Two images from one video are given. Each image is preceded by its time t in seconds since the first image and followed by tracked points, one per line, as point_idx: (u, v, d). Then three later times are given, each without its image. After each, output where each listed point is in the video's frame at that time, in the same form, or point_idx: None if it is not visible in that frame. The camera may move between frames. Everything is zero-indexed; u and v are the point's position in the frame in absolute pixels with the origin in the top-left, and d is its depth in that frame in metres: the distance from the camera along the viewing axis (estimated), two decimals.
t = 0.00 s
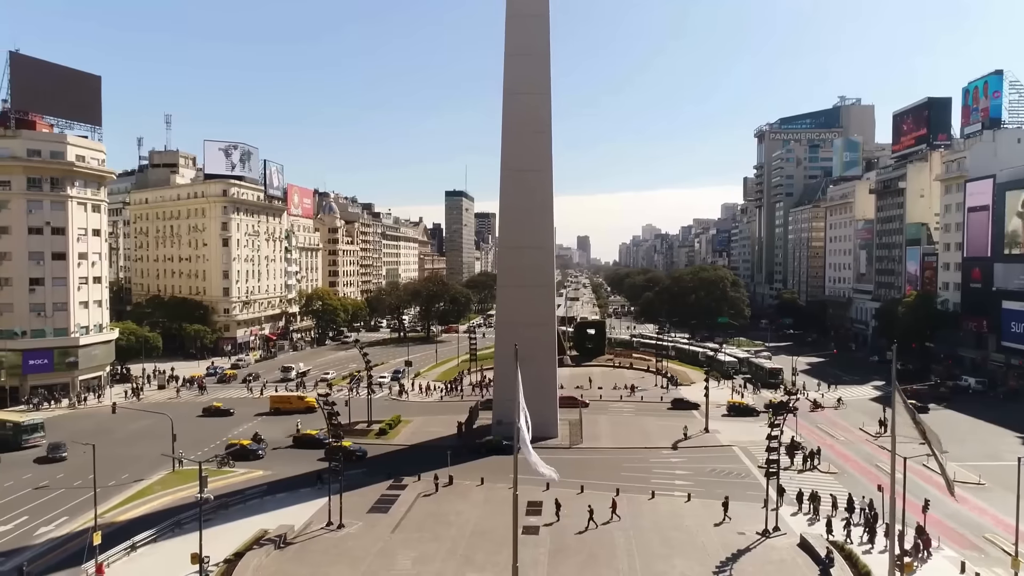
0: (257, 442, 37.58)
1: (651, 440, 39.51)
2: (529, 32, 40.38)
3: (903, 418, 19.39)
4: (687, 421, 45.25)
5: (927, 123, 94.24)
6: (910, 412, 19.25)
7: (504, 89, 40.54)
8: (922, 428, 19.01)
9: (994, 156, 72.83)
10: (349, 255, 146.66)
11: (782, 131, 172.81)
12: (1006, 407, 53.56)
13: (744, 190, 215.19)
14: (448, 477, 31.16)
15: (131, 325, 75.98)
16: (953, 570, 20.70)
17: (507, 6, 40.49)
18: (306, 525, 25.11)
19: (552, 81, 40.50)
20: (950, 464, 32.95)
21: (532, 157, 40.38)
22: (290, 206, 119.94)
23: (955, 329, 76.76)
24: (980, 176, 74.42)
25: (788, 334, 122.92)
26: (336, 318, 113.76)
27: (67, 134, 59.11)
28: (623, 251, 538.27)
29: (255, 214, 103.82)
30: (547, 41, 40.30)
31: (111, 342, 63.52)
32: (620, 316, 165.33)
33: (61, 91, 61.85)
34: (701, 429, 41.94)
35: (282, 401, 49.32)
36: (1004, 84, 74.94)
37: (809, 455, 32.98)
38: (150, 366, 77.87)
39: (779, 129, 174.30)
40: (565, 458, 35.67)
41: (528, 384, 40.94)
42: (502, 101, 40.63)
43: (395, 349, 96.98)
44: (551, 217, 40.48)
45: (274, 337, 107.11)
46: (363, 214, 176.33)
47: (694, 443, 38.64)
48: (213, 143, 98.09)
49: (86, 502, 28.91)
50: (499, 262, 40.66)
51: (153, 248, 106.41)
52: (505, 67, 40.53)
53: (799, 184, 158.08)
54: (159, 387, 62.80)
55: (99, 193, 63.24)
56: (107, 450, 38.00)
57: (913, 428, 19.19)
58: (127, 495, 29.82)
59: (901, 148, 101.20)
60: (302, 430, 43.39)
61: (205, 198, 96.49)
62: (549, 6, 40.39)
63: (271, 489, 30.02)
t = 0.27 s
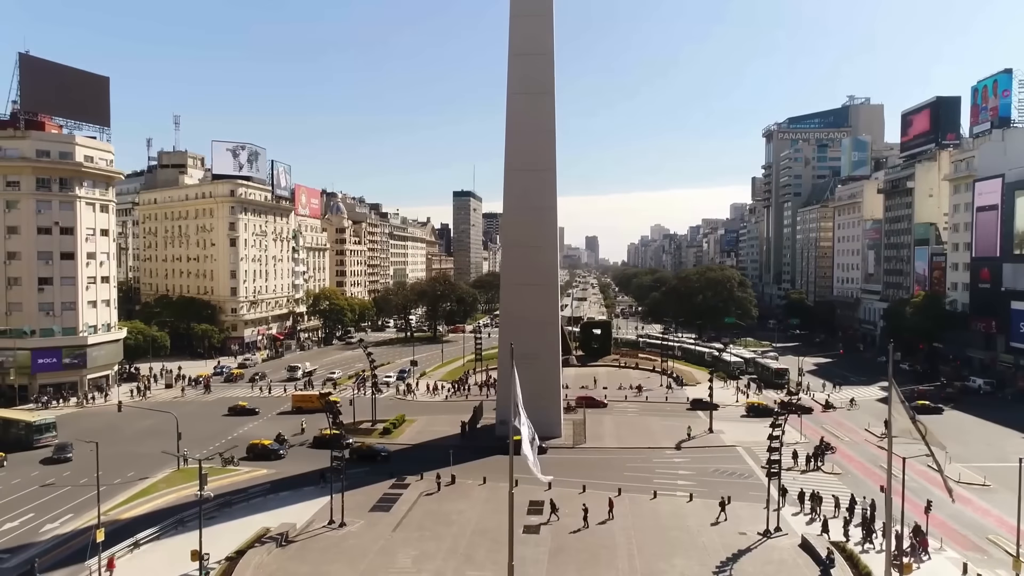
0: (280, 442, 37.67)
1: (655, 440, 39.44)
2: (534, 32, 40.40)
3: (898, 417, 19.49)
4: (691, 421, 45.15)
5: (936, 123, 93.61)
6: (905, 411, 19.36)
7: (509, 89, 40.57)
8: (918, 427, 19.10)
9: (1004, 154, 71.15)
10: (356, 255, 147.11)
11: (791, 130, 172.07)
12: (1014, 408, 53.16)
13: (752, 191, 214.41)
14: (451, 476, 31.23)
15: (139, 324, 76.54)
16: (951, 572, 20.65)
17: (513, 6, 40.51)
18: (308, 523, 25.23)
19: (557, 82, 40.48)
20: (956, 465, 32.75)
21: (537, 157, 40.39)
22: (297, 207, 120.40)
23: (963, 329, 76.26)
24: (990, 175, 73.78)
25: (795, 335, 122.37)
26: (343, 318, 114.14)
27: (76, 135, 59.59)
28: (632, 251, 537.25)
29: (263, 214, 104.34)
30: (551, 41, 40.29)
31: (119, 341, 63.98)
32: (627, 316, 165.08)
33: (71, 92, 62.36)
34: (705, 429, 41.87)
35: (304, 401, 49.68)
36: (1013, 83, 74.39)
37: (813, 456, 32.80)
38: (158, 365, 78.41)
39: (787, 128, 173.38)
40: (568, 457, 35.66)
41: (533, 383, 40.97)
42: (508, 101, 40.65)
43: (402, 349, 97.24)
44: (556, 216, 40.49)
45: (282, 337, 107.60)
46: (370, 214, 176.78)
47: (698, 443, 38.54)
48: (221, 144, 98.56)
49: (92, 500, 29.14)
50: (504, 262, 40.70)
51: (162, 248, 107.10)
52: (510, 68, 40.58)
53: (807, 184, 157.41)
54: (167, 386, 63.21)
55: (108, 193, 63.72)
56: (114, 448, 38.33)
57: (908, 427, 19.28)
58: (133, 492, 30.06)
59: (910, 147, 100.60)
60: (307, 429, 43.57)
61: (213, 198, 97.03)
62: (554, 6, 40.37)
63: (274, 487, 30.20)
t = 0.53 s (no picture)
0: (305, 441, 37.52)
1: (659, 441, 39.38)
2: (537, 32, 40.43)
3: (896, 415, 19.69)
4: (696, 421, 45.03)
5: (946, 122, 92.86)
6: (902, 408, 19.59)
7: (513, 89, 40.62)
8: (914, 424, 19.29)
9: (1014, 153, 70.48)
10: (364, 255, 147.62)
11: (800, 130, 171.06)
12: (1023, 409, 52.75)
13: (761, 190, 213.37)
14: (453, 475, 31.32)
15: (149, 324, 77.12)
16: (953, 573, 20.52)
17: (517, 6, 40.56)
18: (310, 521, 25.38)
19: (560, 81, 40.49)
20: (962, 466, 32.55)
21: (540, 157, 40.43)
22: (306, 207, 120.91)
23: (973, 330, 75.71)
24: (1000, 174, 73.14)
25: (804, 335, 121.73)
26: (350, 317, 114.55)
27: (85, 136, 60.12)
28: (641, 251, 536.16)
29: (271, 214, 104.89)
30: (555, 42, 40.32)
31: (128, 341, 64.48)
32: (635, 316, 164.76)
33: (81, 93, 62.95)
34: (710, 430, 41.75)
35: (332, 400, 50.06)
36: None
37: (817, 457, 32.62)
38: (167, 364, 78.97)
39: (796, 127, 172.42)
40: (572, 457, 35.71)
41: (537, 383, 40.99)
42: (510, 102, 40.70)
43: (409, 349, 97.44)
44: (559, 216, 40.48)
45: (290, 336, 108.11)
46: (379, 214, 177.32)
47: (702, 443, 38.47)
48: (230, 145, 99.16)
49: (98, 497, 29.43)
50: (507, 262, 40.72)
51: (171, 248, 107.81)
52: (513, 68, 40.63)
53: (817, 183, 156.58)
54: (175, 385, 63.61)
55: (117, 193, 64.21)
56: (120, 446, 38.62)
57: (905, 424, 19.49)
58: (138, 490, 30.27)
59: (920, 146, 99.91)
60: (312, 428, 43.80)
61: (222, 199, 97.64)
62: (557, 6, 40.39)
63: (278, 486, 30.39)
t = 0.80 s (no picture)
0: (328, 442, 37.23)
1: (661, 441, 39.35)
2: (539, 32, 40.46)
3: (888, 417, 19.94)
4: (699, 421, 44.94)
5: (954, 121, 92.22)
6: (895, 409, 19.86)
7: (515, 89, 40.65)
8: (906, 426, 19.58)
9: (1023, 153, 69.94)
10: (371, 255, 147.97)
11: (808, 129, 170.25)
12: None
13: (768, 190, 212.52)
14: (454, 475, 31.40)
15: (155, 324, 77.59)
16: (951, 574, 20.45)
17: (519, 6, 40.60)
18: (310, 520, 25.50)
19: (562, 82, 40.51)
20: (965, 467, 32.40)
21: (542, 157, 40.45)
22: (312, 207, 121.29)
23: (981, 331, 75.23)
24: (1008, 174, 72.61)
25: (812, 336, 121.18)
26: (357, 317, 114.85)
27: (92, 137, 60.57)
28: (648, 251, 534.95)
29: (278, 214, 105.33)
30: (557, 42, 40.34)
31: (134, 340, 64.90)
32: (642, 316, 164.46)
33: (88, 95, 63.42)
34: (713, 430, 41.66)
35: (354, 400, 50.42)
36: None
37: (819, 457, 32.49)
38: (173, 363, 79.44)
39: (804, 127, 171.64)
40: (574, 457, 35.73)
41: (538, 382, 41.03)
42: (512, 102, 40.75)
43: (415, 349, 97.59)
44: (561, 216, 40.49)
45: (296, 336, 108.51)
46: (385, 214, 177.70)
47: (705, 444, 38.40)
48: (236, 145, 99.61)
49: (101, 495, 29.62)
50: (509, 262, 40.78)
51: (179, 248, 108.41)
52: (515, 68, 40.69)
53: (824, 183, 155.91)
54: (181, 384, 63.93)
55: (124, 194, 64.55)
56: (124, 444, 38.88)
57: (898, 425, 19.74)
58: (140, 488, 30.46)
59: (927, 146, 99.36)
60: (315, 428, 43.96)
61: (229, 199, 98.12)
62: (559, 6, 40.39)
63: (279, 485, 30.54)
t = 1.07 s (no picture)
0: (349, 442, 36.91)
1: (662, 441, 39.29)
2: (541, 33, 40.47)
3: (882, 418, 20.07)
4: (702, 422, 44.83)
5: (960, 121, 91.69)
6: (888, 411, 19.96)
7: (517, 90, 40.68)
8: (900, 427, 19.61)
9: None
10: (376, 255, 148.23)
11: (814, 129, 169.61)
12: None
13: (775, 190, 211.81)
14: (455, 475, 31.46)
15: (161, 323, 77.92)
16: None
17: (521, 7, 40.62)
18: (310, 519, 25.59)
19: (564, 82, 40.49)
20: (968, 469, 32.25)
21: (543, 158, 40.45)
22: (317, 207, 121.60)
23: (987, 331, 74.80)
24: (1015, 174, 72.21)
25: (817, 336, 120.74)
26: (361, 317, 115.07)
27: (98, 138, 60.91)
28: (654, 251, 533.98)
29: (283, 214, 105.68)
30: (559, 42, 40.34)
31: (139, 340, 65.21)
32: (647, 317, 164.17)
33: (94, 96, 63.79)
34: (715, 431, 41.56)
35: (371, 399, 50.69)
36: None
37: (820, 458, 32.38)
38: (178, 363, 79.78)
39: (810, 126, 171.02)
40: (575, 458, 35.71)
41: (540, 382, 41.04)
42: (514, 102, 40.79)
43: (419, 349, 97.66)
44: (563, 217, 40.48)
45: (301, 335, 108.82)
46: (391, 214, 177.95)
47: (706, 444, 38.32)
48: (241, 146, 99.99)
49: (103, 494, 29.76)
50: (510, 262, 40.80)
51: (185, 248, 108.85)
52: (517, 69, 40.72)
53: (830, 183, 155.36)
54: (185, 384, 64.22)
55: (129, 194, 64.84)
56: (128, 443, 39.11)
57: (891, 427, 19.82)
58: (142, 487, 30.64)
59: (934, 146, 98.92)
60: (317, 427, 44.04)
61: (234, 199, 98.51)
62: (561, 6, 40.39)
63: (280, 484, 30.62)
